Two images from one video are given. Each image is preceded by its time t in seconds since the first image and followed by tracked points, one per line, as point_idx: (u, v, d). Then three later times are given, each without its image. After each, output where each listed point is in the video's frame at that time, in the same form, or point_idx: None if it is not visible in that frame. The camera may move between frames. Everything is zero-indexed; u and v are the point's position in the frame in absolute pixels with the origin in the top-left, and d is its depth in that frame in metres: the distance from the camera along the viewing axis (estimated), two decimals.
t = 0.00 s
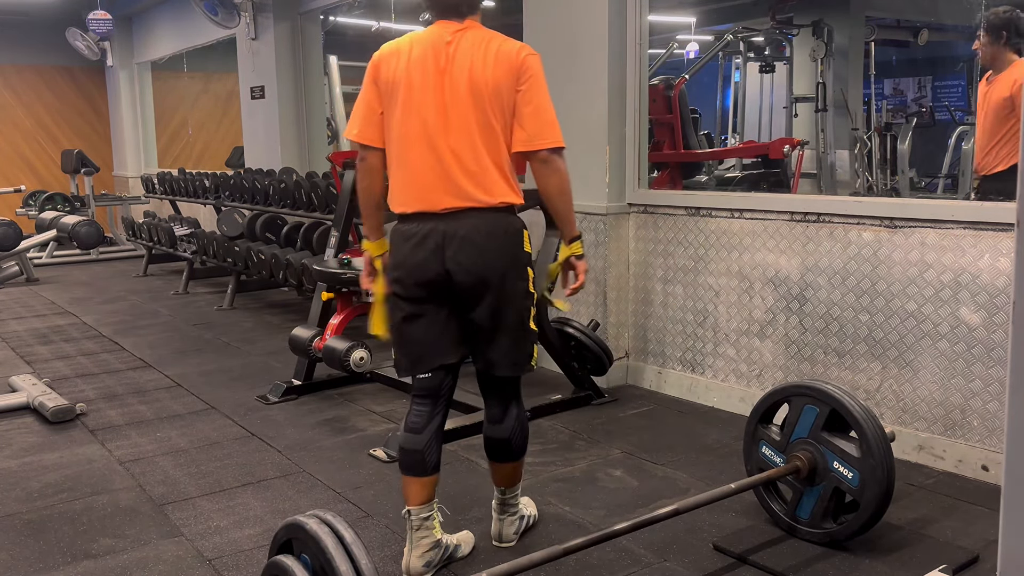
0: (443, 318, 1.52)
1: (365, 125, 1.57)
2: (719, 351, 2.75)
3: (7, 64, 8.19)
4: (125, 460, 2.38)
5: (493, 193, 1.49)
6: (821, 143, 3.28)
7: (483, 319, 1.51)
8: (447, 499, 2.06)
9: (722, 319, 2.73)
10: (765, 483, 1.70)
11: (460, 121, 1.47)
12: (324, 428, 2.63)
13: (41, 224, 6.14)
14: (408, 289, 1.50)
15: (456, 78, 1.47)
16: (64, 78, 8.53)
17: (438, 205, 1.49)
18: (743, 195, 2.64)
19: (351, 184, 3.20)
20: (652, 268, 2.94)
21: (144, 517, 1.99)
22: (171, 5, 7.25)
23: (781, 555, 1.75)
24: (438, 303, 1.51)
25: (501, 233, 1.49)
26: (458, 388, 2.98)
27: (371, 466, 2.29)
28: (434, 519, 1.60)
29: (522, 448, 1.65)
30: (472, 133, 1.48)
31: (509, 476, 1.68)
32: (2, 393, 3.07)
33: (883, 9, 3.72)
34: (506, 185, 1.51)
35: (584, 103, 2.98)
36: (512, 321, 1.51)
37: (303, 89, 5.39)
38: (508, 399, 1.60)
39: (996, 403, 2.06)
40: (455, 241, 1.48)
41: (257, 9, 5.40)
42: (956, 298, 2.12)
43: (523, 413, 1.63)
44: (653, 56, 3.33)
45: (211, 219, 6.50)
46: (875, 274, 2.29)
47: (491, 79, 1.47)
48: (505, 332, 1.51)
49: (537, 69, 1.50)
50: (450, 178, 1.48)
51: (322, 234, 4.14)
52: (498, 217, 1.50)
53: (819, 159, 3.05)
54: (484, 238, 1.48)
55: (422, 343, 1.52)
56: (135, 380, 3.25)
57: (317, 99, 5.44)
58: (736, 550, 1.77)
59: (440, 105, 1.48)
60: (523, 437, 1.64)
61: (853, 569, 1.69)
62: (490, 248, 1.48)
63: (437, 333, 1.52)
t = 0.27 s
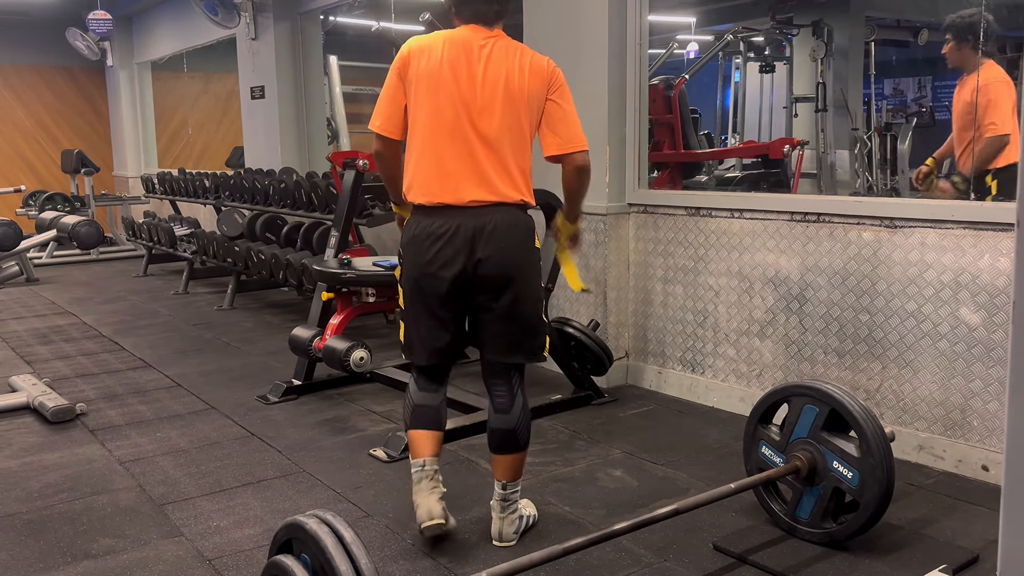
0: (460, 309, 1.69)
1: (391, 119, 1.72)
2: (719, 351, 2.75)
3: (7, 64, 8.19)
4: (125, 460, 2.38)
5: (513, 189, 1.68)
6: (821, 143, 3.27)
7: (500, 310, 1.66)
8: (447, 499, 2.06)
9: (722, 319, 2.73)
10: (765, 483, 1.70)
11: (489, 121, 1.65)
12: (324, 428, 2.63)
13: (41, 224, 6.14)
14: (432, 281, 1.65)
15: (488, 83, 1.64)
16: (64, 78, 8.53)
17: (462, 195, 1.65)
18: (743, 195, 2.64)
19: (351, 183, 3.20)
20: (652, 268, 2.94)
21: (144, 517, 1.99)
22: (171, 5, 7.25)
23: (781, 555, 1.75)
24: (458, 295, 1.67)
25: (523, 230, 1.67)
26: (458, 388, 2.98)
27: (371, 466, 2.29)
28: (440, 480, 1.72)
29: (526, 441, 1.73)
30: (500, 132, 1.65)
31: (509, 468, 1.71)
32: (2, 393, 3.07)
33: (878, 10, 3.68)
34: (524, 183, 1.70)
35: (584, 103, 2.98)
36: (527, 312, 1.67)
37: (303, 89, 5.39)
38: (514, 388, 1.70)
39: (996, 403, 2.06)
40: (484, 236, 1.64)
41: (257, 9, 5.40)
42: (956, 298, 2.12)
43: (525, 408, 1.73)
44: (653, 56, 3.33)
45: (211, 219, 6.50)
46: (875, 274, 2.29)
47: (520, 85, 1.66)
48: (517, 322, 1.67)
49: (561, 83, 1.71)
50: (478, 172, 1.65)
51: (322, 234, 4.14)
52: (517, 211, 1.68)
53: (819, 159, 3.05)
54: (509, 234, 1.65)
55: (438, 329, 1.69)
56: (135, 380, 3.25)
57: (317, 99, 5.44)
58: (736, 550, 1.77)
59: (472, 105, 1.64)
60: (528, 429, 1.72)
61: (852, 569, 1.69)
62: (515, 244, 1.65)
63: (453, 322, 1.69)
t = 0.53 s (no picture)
0: (443, 307, 1.76)
1: (372, 132, 1.71)
2: (719, 350, 2.75)
3: (7, 64, 8.19)
4: (125, 460, 2.38)
5: (495, 193, 1.72)
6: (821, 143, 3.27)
7: (483, 308, 1.72)
8: (446, 499, 2.06)
9: (722, 319, 2.73)
10: (765, 482, 1.70)
11: (468, 127, 1.69)
12: (324, 428, 2.63)
13: (41, 224, 6.14)
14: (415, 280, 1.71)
15: (465, 90, 1.69)
16: (65, 78, 8.53)
17: (445, 201, 1.69)
18: (743, 195, 2.64)
19: (351, 183, 3.20)
20: (652, 268, 2.94)
21: (144, 517, 1.99)
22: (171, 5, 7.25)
23: (781, 555, 1.75)
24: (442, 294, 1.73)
25: (504, 229, 1.72)
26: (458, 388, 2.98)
27: (371, 466, 2.30)
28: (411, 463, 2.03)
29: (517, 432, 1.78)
30: (478, 138, 1.70)
31: (504, 463, 1.76)
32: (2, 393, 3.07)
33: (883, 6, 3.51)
34: (504, 185, 1.75)
35: (585, 102, 2.98)
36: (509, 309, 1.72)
37: (303, 89, 5.39)
38: (504, 382, 1.76)
39: (996, 402, 2.06)
40: (465, 236, 1.69)
41: (257, 9, 5.40)
42: (956, 298, 2.12)
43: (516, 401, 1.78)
44: (653, 56, 3.33)
45: (211, 219, 6.50)
46: (875, 274, 2.29)
47: (497, 91, 1.71)
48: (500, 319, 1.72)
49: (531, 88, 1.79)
50: (459, 178, 1.69)
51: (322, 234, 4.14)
52: (499, 213, 1.72)
53: (819, 159, 3.00)
54: (490, 233, 1.70)
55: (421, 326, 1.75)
56: (135, 380, 3.25)
57: (317, 100, 5.44)
58: (736, 550, 1.77)
59: (450, 112, 1.68)
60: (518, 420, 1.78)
61: (852, 569, 1.69)
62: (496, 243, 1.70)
63: (436, 319, 1.76)
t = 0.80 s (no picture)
0: (417, 297, 1.92)
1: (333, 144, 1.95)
2: (719, 351, 2.75)
3: (7, 64, 8.19)
4: (125, 460, 2.38)
5: (452, 186, 1.90)
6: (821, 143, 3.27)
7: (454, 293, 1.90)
8: (446, 499, 2.06)
9: (722, 319, 2.73)
10: (765, 483, 1.70)
11: (421, 129, 1.88)
12: (324, 428, 2.63)
13: (41, 224, 6.14)
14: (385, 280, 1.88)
15: (416, 95, 1.88)
16: (65, 78, 8.53)
17: (407, 197, 1.87)
18: (743, 195, 2.64)
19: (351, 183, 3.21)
20: (652, 267, 2.94)
21: (144, 517, 1.99)
22: (171, 5, 7.25)
23: (781, 555, 1.75)
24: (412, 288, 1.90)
25: (463, 220, 1.88)
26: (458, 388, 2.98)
27: (371, 466, 2.30)
28: (411, 460, 2.04)
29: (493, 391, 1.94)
30: (432, 138, 1.89)
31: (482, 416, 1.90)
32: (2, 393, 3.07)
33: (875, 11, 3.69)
34: (459, 175, 1.92)
35: (585, 102, 2.98)
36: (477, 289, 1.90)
37: (303, 90, 5.39)
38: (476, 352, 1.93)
39: (996, 402, 2.06)
40: (425, 227, 1.86)
41: (257, 9, 5.40)
42: (956, 298, 2.12)
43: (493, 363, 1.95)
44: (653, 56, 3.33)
45: (211, 219, 6.50)
46: (875, 274, 2.29)
47: (446, 94, 1.89)
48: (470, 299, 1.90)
49: (477, 80, 1.97)
50: (413, 172, 1.88)
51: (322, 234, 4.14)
52: (458, 204, 1.89)
53: (820, 160, 3.04)
54: (449, 226, 1.86)
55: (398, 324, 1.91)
56: (135, 380, 3.25)
57: (317, 99, 5.44)
58: (736, 551, 1.77)
59: (404, 116, 1.87)
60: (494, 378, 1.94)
61: (852, 569, 1.69)
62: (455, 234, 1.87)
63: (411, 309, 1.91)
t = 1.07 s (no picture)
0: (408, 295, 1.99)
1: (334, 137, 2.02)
2: (719, 351, 2.75)
3: (7, 64, 8.19)
4: (125, 460, 2.38)
5: (447, 186, 1.98)
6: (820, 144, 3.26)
7: (436, 290, 2.00)
8: (446, 499, 2.06)
9: (722, 319, 2.73)
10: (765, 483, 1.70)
11: (420, 130, 1.96)
12: (324, 428, 2.63)
13: (41, 224, 6.14)
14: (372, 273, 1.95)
15: (417, 97, 1.95)
16: (65, 78, 8.54)
17: (403, 194, 1.95)
18: (743, 195, 2.64)
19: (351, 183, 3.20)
20: (651, 267, 2.94)
21: (144, 517, 1.99)
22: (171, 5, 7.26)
23: (781, 555, 1.75)
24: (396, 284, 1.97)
25: (451, 220, 1.97)
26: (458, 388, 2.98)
27: (371, 466, 2.30)
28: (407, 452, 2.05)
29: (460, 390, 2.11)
30: (430, 139, 1.96)
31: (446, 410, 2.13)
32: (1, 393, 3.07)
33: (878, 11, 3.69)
34: (452, 176, 2.00)
35: (585, 102, 2.98)
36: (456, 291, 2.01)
37: (303, 90, 5.39)
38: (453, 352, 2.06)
39: (996, 403, 2.06)
40: (420, 227, 1.94)
41: (257, 9, 5.40)
42: (956, 298, 2.12)
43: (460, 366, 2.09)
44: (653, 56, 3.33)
45: (211, 219, 6.50)
46: (875, 274, 2.29)
47: (446, 97, 1.98)
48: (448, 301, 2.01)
49: (477, 86, 2.05)
50: (409, 170, 1.95)
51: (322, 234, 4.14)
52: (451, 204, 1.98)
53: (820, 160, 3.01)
54: (443, 227, 1.95)
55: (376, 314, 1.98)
56: (135, 380, 3.25)
57: (317, 99, 5.44)
58: (736, 551, 1.77)
59: (406, 116, 1.95)
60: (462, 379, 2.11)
61: (852, 569, 1.69)
62: (444, 235, 1.96)
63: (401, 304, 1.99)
